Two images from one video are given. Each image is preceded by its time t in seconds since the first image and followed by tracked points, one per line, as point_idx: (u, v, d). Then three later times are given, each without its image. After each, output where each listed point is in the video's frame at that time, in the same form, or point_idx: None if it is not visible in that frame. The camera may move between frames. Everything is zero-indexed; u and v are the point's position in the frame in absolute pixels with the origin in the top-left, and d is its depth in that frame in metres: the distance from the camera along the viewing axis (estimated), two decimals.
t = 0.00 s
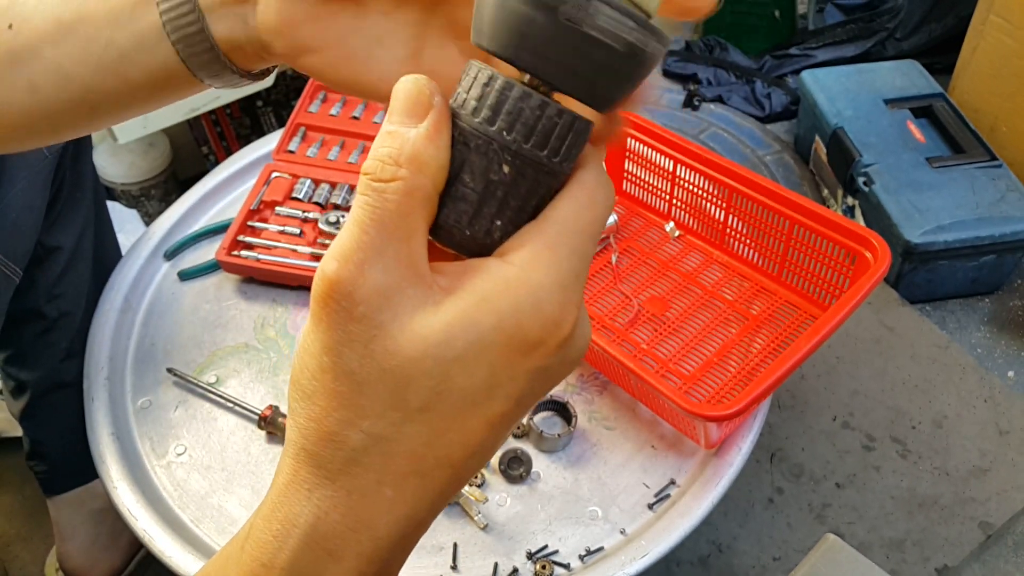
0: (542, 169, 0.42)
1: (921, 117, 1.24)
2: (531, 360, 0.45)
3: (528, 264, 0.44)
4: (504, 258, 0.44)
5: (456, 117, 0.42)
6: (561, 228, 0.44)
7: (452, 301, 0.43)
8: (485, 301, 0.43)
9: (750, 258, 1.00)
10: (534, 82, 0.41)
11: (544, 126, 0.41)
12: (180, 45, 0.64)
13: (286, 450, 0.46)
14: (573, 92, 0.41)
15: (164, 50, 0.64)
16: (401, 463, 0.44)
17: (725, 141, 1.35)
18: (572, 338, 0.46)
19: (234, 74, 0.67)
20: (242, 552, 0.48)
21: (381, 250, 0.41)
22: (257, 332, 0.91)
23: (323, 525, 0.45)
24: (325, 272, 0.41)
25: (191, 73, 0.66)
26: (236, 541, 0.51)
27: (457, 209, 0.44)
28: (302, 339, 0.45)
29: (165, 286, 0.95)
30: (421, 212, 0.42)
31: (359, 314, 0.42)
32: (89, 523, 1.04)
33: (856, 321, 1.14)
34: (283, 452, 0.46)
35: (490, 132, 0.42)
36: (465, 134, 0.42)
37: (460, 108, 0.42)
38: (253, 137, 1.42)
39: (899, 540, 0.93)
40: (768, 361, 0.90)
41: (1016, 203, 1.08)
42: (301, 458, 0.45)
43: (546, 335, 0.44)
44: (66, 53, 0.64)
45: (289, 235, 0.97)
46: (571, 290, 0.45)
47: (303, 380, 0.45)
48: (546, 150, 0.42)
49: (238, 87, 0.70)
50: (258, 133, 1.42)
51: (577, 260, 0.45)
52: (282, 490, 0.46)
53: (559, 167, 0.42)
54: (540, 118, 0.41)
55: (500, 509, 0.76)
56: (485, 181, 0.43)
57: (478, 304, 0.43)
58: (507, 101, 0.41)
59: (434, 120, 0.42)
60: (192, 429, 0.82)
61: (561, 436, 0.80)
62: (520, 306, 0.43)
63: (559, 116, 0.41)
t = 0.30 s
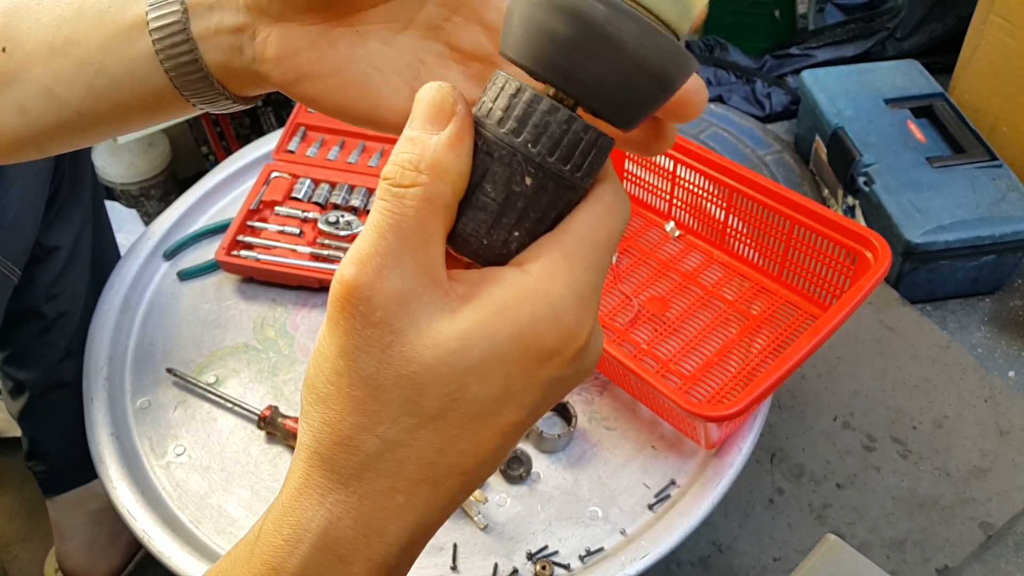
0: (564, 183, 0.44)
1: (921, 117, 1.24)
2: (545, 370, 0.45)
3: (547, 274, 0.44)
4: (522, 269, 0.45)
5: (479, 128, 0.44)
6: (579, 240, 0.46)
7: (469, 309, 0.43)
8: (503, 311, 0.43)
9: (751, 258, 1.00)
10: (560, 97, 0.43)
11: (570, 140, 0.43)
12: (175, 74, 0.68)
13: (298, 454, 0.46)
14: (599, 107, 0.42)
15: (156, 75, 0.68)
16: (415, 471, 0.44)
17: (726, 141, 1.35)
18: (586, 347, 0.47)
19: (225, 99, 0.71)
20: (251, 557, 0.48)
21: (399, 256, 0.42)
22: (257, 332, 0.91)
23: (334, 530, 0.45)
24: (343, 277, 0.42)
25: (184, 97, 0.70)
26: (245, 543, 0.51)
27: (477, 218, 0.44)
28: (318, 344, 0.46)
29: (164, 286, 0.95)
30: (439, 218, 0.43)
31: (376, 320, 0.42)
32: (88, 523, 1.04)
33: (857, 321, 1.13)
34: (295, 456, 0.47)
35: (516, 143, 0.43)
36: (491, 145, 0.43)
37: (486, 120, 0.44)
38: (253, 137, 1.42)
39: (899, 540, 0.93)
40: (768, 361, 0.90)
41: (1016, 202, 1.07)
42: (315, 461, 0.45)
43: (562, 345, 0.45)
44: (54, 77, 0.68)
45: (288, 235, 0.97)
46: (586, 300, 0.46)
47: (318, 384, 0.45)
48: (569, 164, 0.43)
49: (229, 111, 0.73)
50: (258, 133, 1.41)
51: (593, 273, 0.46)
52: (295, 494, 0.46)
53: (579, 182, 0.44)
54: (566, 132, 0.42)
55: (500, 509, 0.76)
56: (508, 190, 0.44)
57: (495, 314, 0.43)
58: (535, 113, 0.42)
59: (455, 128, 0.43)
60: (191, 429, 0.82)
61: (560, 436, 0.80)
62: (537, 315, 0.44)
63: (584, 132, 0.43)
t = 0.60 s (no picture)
0: (579, 203, 0.43)
1: (923, 116, 1.23)
2: (552, 390, 0.46)
3: (558, 293, 0.45)
4: (534, 288, 0.45)
5: (495, 144, 0.43)
6: (589, 258, 0.46)
7: (479, 329, 0.43)
8: (513, 331, 0.44)
9: (751, 258, 1.00)
10: (578, 116, 0.42)
11: (584, 162, 0.42)
12: (175, 90, 0.66)
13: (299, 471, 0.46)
14: (615, 126, 0.42)
15: (155, 93, 0.66)
16: (421, 488, 0.44)
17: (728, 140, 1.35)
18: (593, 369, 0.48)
19: (226, 113, 0.69)
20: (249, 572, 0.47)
21: (408, 275, 0.41)
22: (256, 332, 0.90)
23: (336, 549, 0.44)
24: (349, 294, 0.41)
25: (183, 113, 0.68)
26: (241, 559, 0.50)
27: (489, 236, 0.44)
28: (318, 358, 0.45)
29: (162, 286, 0.95)
30: (448, 236, 0.42)
31: (384, 338, 0.41)
32: (88, 524, 1.04)
33: (858, 321, 1.13)
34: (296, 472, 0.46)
35: (531, 163, 0.42)
36: (504, 163, 0.43)
37: (501, 136, 0.43)
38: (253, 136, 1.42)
39: (900, 540, 0.92)
40: (769, 361, 0.90)
41: (1018, 202, 1.07)
42: (317, 478, 0.44)
43: (570, 366, 0.45)
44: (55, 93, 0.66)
45: (288, 235, 0.97)
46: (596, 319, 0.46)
47: (320, 400, 0.45)
48: (584, 184, 0.43)
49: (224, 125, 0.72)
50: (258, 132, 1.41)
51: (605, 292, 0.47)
52: (295, 511, 0.45)
53: (592, 202, 0.44)
54: (584, 152, 0.42)
55: (500, 510, 0.76)
56: (520, 211, 0.43)
57: (504, 334, 0.43)
58: (553, 133, 0.42)
59: (468, 144, 0.42)
60: (190, 430, 0.82)
61: (560, 437, 0.79)
62: (547, 337, 0.44)
63: (600, 151, 0.42)
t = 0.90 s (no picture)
0: (554, 173, 0.44)
1: (924, 115, 1.23)
2: (540, 353, 0.46)
3: (538, 262, 0.45)
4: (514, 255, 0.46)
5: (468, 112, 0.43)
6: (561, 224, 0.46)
7: (471, 299, 0.43)
8: (504, 300, 0.44)
9: (752, 258, 0.99)
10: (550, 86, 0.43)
11: (562, 132, 0.43)
12: (177, 121, 0.68)
13: (293, 455, 0.46)
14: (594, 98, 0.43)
15: (159, 124, 0.69)
16: (420, 461, 0.44)
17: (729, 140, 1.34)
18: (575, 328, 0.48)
19: (233, 154, 0.72)
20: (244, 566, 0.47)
21: (393, 251, 0.42)
22: (255, 332, 0.90)
23: (336, 529, 0.44)
24: (336, 273, 0.41)
25: (184, 145, 0.70)
26: (233, 549, 0.50)
27: (468, 206, 0.45)
28: (305, 342, 0.45)
29: (162, 286, 0.94)
30: (432, 210, 0.43)
31: (374, 316, 0.42)
32: (87, 524, 1.04)
33: (859, 321, 1.13)
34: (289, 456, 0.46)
35: (511, 133, 0.43)
36: (485, 132, 0.43)
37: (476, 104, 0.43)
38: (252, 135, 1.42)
39: (901, 541, 0.92)
40: (770, 361, 0.89)
41: (1019, 202, 1.07)
42: (312, 462, 0.45)
43: (556, 328, 0.46)
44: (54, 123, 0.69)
45: (287, 235, 0.97)
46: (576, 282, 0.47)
47: (311, 382, 0.45)
48: (559, 156, 0.44)
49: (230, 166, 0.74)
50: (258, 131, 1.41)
51: (581, 252, 0.47)
52: (289, 495, 0.45)
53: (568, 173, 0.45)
54: (562, 124, 0.43)
55: (500, 511, 0.76)
56: (500, 179, 0.44)
57: (493, 304, 0.44)
58: (533, 104, 0.42)
59: (444, 119, 0.42)
60: (189, 430, 0.82)
61: (561, 437, 0.79)
62: (532, 300, 0.45)
63: (577, 123, 0.43)
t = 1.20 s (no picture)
0: (533, 147, 0.44)
1: (924, 115, 1.23)
2: (515, 349, 0.44)
3: (511, 254, 0.44)
4: (484, 245, 0.44)
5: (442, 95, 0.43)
6: (545, 214, 0.45)
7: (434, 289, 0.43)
8: (465, 290, 0.43)
9: (753, 258, 0.99)
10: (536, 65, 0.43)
11: (534, 103, 0.43)
12: (171, 124, 0.68)
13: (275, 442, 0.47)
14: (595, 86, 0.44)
15: (154, 128, 0.69)
16: (388, 454, 0.44)
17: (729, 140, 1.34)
18: (560, 325, 0.45)
19: (232, 157, 0.72)
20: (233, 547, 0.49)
21: (363, 239, 0.42)
22: (255, 332, 0.90)
23: (309, 516, 0.45)
24: (309, 261, 0.42)
25: (180, 150, 0.70)
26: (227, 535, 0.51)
27: (443, 185, 0.44)
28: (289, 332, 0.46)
29: (162, 286, 0.94)
30: (407, 198, 0.43)
31: (341, 303, 0.43)
32: (87, 524, 1.04)
33: (859, 320, 1.13)
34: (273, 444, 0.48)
35: (483, 108, 0.42)
36: (456, 109, 0.43)
37: (450, 83, 0.43)
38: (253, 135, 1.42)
39: (902, 541, 0.92)
40: (770, 361, 0.89)
41: (1019, 202, 1.07)
42: (288, 451, 0.46)
43: (529, 325, 0.44)
44: (48, 130, 0.69)
45: (287, 235, 0.97)
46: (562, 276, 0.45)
47: (288, 372, 0.46)
48: (536, 128, 0.43)
49: (228, 169, 0.74)
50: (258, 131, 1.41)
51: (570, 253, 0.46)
52: (271, 481, 0.47)
53: (548, 146, 0.44)
54: (531, 93, 0.42)
55: (500, 511, 0.76)
56: (475, 156, 0.43)
57: (458, 295, 0.43)
58: (499, 74, 0.42)
59: (414, 106, 0.42)
60: (189, 430, 0.82)
61: (561, 437, 0.79)
62: (501, 293, 0.43)
63: (551, 94, 0.43)
